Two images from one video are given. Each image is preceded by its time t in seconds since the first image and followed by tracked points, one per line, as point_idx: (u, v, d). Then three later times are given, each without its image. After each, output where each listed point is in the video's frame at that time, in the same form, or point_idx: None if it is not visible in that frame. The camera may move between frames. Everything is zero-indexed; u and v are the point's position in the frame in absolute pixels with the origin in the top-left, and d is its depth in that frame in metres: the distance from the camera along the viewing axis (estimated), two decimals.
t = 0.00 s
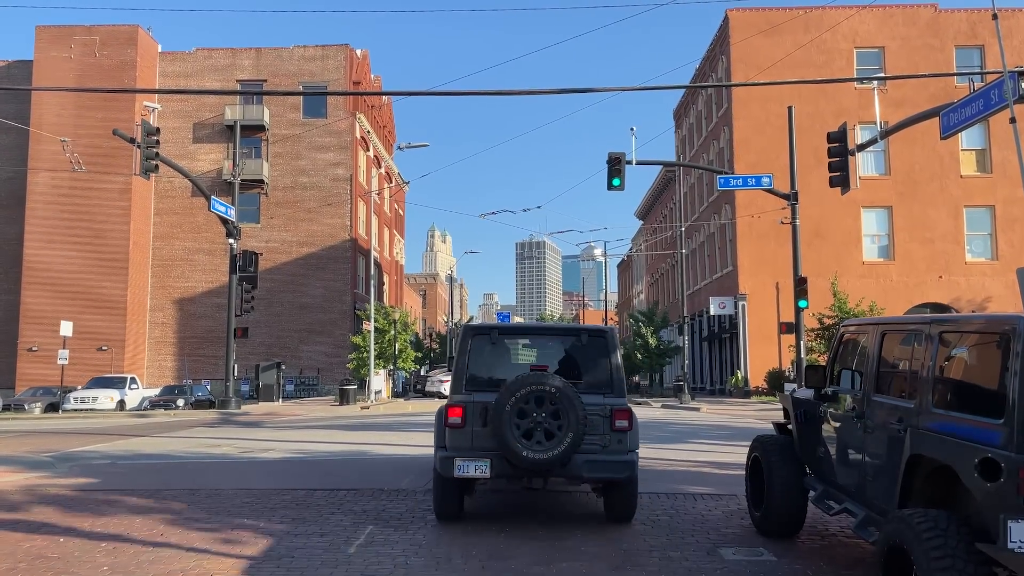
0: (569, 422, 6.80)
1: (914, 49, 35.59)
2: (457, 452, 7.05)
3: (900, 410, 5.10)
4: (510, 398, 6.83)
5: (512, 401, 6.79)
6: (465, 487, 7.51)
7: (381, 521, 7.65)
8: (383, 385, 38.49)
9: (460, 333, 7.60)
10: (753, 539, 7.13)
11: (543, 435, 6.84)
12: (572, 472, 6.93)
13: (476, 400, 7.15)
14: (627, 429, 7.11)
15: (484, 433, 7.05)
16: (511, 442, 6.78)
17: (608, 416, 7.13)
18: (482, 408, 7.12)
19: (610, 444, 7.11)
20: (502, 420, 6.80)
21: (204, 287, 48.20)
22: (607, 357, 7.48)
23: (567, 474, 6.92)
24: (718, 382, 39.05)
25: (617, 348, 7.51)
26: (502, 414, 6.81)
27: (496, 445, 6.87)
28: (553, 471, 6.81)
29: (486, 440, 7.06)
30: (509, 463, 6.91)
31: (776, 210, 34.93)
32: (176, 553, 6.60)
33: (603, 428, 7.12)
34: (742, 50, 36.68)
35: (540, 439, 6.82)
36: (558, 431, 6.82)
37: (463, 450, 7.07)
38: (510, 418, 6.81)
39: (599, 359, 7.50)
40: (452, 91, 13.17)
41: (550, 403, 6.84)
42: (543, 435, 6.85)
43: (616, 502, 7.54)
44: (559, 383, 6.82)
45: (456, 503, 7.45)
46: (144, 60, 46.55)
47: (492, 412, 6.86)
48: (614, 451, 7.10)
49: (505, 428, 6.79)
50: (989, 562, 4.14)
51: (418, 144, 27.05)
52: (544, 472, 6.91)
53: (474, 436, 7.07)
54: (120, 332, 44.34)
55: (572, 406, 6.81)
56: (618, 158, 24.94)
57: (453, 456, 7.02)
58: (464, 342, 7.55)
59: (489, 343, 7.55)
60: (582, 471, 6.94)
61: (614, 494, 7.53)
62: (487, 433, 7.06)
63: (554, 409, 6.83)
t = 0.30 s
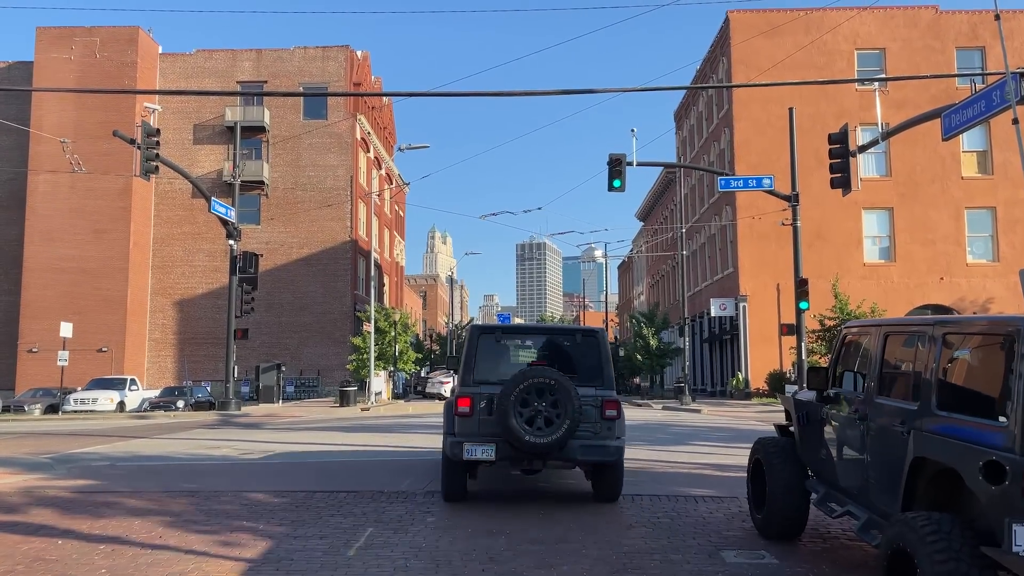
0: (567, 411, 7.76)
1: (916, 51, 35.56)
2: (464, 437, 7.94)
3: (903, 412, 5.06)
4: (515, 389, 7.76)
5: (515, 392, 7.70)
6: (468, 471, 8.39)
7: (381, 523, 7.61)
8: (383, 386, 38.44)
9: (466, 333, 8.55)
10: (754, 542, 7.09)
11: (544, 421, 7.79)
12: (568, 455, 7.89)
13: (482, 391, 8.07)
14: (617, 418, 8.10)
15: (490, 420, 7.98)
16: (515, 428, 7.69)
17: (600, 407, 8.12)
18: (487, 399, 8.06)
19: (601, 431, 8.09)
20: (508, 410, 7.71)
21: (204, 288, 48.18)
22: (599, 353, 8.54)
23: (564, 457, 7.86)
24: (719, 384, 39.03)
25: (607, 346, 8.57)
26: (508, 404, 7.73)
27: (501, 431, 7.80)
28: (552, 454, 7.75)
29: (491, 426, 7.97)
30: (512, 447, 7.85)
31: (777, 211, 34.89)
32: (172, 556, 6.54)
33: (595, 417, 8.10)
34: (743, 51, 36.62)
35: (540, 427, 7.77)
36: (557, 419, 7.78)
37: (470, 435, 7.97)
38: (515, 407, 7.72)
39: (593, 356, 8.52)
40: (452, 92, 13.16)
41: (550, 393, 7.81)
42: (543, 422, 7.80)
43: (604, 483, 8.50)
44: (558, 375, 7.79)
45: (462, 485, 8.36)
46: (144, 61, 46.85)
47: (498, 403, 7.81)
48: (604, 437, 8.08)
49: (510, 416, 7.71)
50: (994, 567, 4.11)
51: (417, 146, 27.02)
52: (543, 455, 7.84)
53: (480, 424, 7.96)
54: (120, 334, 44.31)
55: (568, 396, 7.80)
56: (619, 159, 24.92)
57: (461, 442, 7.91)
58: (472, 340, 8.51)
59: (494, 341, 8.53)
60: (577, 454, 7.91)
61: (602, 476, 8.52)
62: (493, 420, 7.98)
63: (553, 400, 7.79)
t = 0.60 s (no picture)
0: (560, 402, 8.95)
1: (918, 52, 35.46)
2: (467, 427, 9.07)
3: (915, 417, 4.91)
4: (513, 383, 8.95)
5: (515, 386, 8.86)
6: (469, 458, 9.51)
7: (379, 529, 7.48)
8: (382, 389, 38.27)
9: (468, 334, 9.60)
10: (759, 549, 6.95)
11: (539, 411, 8.99)
12: (561, 442, 9.07)
13: (482, 386, 9.23)
14: (601, 408, 9.30)
15: (490, 411, 9.14)
16: (515, 418, 8.88)
17: (588, 399, 9.31)
18: (487, 393, 9.21)
19: (588, 420, 9.27)
20: (509, 401, 8.90)
21: (204, 290, 48.07)
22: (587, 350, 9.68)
23: (557, 445, 9.06)
24: (720, 387, 38.86)
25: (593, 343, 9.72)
26: (508, 397, 8.91)
27: (501, 421, 8.98)
28: (546, 441, 8.95)
29: (491, 417, 9.13)
30: (510, 435, 9.04)
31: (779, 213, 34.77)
32: (165, 562, 6.41)
33: (583, 407, 9.28)
34: (744, 53, 36.51)
35: (536, 417, 8.96)
36: (551, 409, 8.98)
37: (472, 425, 9.11)
38: (515, 399, 8.92)
39: (582, 354, 9.71)
40: (453, 92, 13.08)
41: (545, 386, 9.01)
42: (538, 412, 8.99)
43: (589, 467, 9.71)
44: (552, 370, 8.99)
45: (464, 472, 9.49)
46: (145, 62, 46.73)
47: (499, 396, 8.98)
48: (592, 426, 9.26)
49: (510, 406, 8.90)
50: None
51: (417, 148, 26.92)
52: (539, 441, 9.02)
53: (482, 416, 9.11)
54: (119, 335, 44.19)
55: (561, 389, 9.00)
56: (620, 160, 24.83)
57: (465, 431, 9.04)
58: (473, 340, 9.58)
59: (493, 341, 9.62)
60: (568, 441, 9.10)
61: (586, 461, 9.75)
62: (493, 411, 9.14)
63: (548, 392, 9.00)
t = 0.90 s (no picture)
0: (547, 402, 9.78)
1: (921, 53, 35.29)
2: (462, 425, 9.74)
3: (937, 425, 4.68)
4: (506, 385, 9.72)
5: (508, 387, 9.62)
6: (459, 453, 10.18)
7: (375, 538, 7.24)
8: (382, 391, 38.02)
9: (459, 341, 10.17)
10: (769, 559, 6.71)
11: (528, 410, 9.78)
12: (547, 438, 9.86)
13: (475, 387, 9.91)
14: (582, 407, 10.12)
15: (483, 410, 9.84)
16: (508, 416, 9.64)
17: (570, 399, 10.13)
18: (479, 393, 9.92)
19: (571, 418, 10.08)
20: (502, 401, 9.65)
21: (203, 292, 47.87)
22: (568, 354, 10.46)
23: (543, 441, 9.88)
24: (722, 390, 38.59)
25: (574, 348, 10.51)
26: (501, 397, 9.64)
27: (493, 419, 9.72)
28: (534, 437, 9.74)
29: (483, 415, 9.84)
30: (502, 433, 9.78)
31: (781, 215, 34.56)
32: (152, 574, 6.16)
33: (566, 406, 10.09)
34: (746, 53, 36.28)
35: (525, 414, 9.77)
36: (539, 408, 9.79)
37: (466, 423, 9.79)
38: (507, 398, 9.67)
39: (564, 358, 10.43)
40: (452, 90, 12.87)
41: (533, 387, 9.81)
42: (527, 410, 9.78)
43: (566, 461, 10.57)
44: (540, 372, 9.83)
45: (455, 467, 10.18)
46: (144, 64, 46.56)
47: (493, 396, 9.71)
48: (573, 423, 10.08)
49: (503, 405, 9.65)
50: None
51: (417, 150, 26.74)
52: (528, 438, 9.79)
53: (475, 415, 9.81)
54: (118, 337, 43.98)
55: (546, 389, 9.84)
56: (622, 161, 24.63)
57: (460, 429, 9.71)
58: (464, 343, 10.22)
59: (482, 344, 10.28)
60: (554, 437, 9.90)
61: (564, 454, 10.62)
62: (485, 410, 9.85)
63: (536, 392, 9.81)
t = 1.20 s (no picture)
0: (522, 402, 11.12)
1: (925, 53, 35.01)
2: (446, 423, 10.96)
3: (970, 437, 4.33)
4: (486, 386, 11.00)
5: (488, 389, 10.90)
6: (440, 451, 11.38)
7: (367, 551, 6.89)
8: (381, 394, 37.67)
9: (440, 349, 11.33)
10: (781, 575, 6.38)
11: (505, 409, 11.09)
12: (520, 435, 11.18)
13: (457, 389, 11.16)
14: (549, 406, 11.51)
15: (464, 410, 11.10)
16: (488, 415, 10.92)
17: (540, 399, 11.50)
18: (460, 394, 11.21)
19: (541, 416, 11.44)
20: (484, 401, 10.93)
21: (202, 294, 47.57)
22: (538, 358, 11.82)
23: (518, 435, 11.21)
24: (724, 393, 38.24)
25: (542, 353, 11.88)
26: (483, 398, 10.93)
27: (474, 417, 10.99)
28: (510, 434, 11.04)
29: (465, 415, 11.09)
30: (482, 429, 11.05)
31: (784, 217, 34.27)
32: None
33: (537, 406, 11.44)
34: (749, 54, 35.92)
35: (503, 411, 11.08)
36: (515, 407, 11.12)
37: (449, 422, 11.02)
38: (488, 399, 10.96)
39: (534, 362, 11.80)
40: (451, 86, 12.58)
41: (509, 389, 11.14)
42: (505, 410, 11.09)
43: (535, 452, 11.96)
44: (515, 375, 11.17)
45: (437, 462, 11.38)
46: (143, 64, 46.33)
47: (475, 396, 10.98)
48: (543, 420, 11.45)
49: (485, 405, 10.93)
50: None
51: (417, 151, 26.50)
52: (504, 435, 11.09)
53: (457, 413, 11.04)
54: (116, 340, 43.67)
55: (520, 389, 11.19)
56: (623, 162, 24.33)
57: (445, 426, 10.91)
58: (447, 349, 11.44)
59: (463, 350, 11.53)
60: (527, 433, 11.24)
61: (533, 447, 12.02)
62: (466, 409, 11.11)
63: (513, 393, 11.13)
